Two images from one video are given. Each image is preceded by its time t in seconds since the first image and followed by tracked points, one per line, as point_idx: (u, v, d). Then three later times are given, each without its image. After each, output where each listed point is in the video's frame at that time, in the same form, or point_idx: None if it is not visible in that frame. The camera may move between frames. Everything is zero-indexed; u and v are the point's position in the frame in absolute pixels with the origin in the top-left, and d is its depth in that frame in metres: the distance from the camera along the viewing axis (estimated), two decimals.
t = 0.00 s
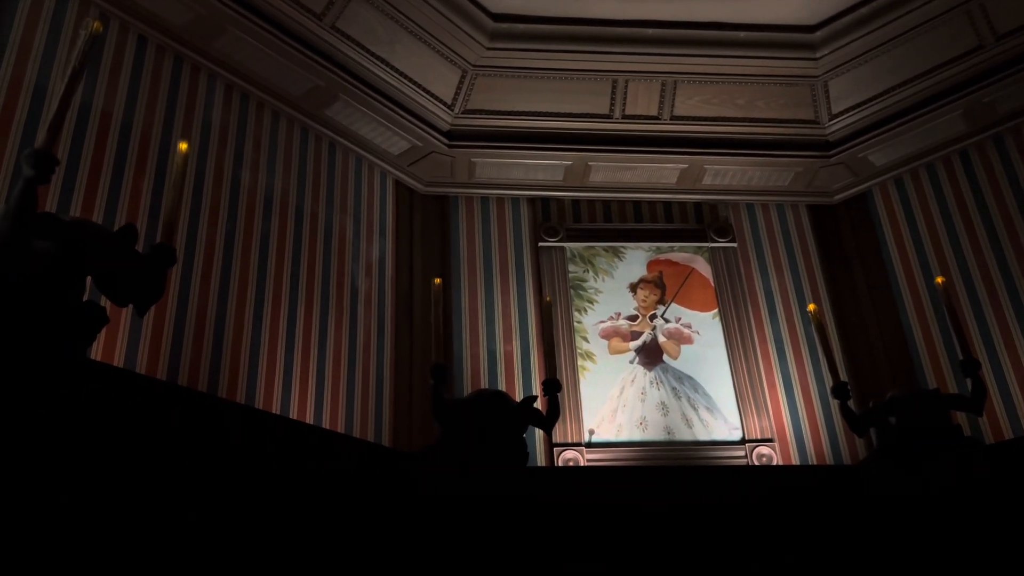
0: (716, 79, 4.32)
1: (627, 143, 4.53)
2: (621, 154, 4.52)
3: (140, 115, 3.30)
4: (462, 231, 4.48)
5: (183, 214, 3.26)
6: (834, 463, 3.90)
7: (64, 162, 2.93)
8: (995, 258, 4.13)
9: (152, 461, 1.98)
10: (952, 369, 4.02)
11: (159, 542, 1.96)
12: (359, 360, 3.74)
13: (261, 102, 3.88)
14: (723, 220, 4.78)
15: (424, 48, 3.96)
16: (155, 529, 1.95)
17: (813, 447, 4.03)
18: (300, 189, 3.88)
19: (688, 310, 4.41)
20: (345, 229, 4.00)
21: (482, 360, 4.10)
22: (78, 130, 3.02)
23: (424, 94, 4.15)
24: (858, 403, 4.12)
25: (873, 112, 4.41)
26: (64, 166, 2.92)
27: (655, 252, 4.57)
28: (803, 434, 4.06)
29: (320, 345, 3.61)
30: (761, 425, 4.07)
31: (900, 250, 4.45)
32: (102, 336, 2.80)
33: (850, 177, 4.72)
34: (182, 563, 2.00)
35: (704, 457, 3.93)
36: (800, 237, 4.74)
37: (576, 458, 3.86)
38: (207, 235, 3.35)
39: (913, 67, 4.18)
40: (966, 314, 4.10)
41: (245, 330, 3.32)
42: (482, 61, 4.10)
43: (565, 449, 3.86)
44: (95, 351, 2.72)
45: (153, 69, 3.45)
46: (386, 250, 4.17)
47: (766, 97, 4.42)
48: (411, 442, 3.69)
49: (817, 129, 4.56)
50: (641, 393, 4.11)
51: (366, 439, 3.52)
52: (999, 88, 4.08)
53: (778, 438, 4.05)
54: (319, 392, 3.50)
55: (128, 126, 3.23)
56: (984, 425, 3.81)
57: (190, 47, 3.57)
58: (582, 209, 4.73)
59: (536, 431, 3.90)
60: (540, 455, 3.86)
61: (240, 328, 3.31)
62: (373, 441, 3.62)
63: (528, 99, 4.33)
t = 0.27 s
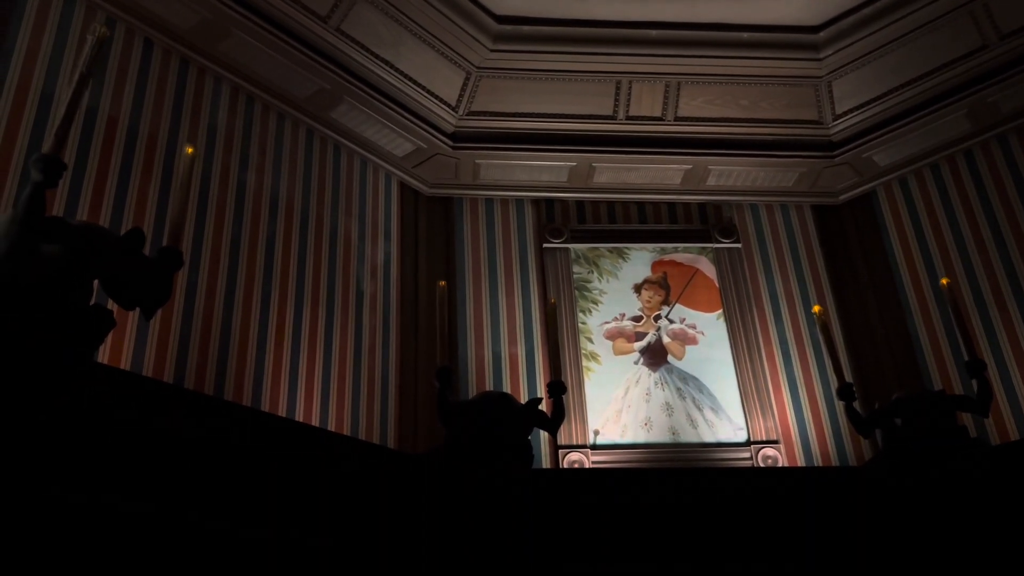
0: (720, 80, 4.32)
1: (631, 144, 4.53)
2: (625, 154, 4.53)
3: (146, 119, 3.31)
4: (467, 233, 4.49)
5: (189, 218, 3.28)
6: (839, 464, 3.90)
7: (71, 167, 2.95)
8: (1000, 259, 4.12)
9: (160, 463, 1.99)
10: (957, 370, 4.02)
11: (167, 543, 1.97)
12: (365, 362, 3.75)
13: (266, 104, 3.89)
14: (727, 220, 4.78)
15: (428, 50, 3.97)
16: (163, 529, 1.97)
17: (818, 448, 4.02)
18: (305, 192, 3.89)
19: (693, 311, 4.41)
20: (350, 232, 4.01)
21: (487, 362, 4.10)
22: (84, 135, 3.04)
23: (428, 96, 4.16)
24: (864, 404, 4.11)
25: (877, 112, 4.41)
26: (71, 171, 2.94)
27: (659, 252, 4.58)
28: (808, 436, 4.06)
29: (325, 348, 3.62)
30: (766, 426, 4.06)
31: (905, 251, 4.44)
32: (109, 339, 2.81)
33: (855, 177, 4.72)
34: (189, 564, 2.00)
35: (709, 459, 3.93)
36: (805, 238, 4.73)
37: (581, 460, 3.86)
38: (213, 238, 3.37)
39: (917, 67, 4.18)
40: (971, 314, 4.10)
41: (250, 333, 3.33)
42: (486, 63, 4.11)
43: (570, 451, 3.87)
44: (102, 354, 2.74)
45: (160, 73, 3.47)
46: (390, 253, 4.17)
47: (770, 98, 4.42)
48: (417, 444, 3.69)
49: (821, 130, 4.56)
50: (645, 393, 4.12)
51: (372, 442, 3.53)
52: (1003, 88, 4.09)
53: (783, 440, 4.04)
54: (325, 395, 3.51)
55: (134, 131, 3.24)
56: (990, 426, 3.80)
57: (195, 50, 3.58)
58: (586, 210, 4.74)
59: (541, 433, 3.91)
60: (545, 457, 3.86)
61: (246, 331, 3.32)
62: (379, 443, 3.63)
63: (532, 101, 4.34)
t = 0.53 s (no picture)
0: (720, 80, 4.32)
1: (631, 144, 4.53)
2: (625, 154, 4.53)
3: (147, 120, 3.31)
4: (467, 233, 4.49)
5: (190, 218, 3.28)
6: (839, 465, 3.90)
7: (72, 168, 2.95)
8: (1000, 260, 4.12)
9: (160, 463, 1.99)
10: (957, 370, 4.02)
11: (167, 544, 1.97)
12: (365, 362, 3.75)
13: (267, 104, 3.90)
14: (727, 220, 4.78)
15: (428, 50, 3.97)
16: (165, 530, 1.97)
17: (818, 449, 4.03)
18: (306, 192, 3.89)
19: (693, 311, 4.41)
20: (351, 233, 4.01)
21: (487, 362, 4.11)
22: (85, 136, 3.04)
23: (428, 96, 4.16)
24: (864, 405, 4.12)
25: (876, 113, 4.41)
26: (72, 171, 2.94)
27: (659, 252, 4.58)
28: (808, 436, 4.06)
29: (326, 349, 3.62)
30: (766, 427, 4.06)
31: (904, 251, 4.45)
32: (110, 340, 2.82)
33: (854, 178, 4.72)
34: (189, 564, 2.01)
35: (709, 460, 3.93)
36: (805, 238, 4.74)
37: (581, 461, 3.87)
38: (213, 238, 3.37)
39: (916, 67, 4.18)
40: (971, 315, 4.10)
41: (251, 334, 3.33)
42: (486, 63, 4.11)
43: (571, 452, 3.87)
44: (102, 355, 2.74)
45: (160, 73, 3.47)
46: (391, 253, 4.17)
47: (769, 98, 4.42)
48: (417, 445, 3.70)
49: (821, 129, 4.56)
50: (645, 393, 4.12)
51: (372, 442, 3.53)
52: (1002, 88, 4.09)
53: (783, 440, 4.05)
54: (325, 396, 3.51)
55: (134, 132, 3.24)
56: (989, 426, 3.80)
57: (196, 49, 3.59)
58: (586, 210, 4.74)
59: (541, 434, 3.91)
60: (546, 457, 3.86)
61: (247, 332, 3.32)
62: (379, 444, 3.64)
63: (532, 101, 4.34)
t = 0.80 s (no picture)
0: (717, 80, 4.32)
1: (628, 144, 4.53)
2: (622, 154, 4.53)
3: (144, 117, 3.30)
4: (464, 233, 4.49)
5: (186, 216, 3.27)
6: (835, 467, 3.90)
7: (68, 165, 2.94)
8: (995, 262, 4.13)
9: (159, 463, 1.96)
10: (952, 372, 4.03)
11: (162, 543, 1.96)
12: (361, 361, 3.75)
13: (264, 102, 3.89)
14: (724, 221, 4.79)
15: (426, 49, 3.96)
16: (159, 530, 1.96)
17: (813, 451, 4.03)
18: (303, 191, 3.89)
19: (689, 310, 4.41)
20: (348, 233, 4.00)
21: (484, 362, 4.11)
22: (82, 132, 3.03)
23: (426, 95, 4.15)
24: (859, 406, 4.12)
25: (873, 114, 4.42)
26: (68, 168, 2.93)
27: (655, 252, 4.58)
28: (804, 437, 4.07)
29: (322, 348, 3.62)
30: (762, 429, 4.07)
31: (900, 253, 4.46)
32: (105, 337, 2.81)
33: (851, 179, 4.73)
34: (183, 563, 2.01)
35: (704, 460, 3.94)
36: (801, 239, 4.74)
37: (577, 461, 3.87)
38: (210, 237, 3.36)
39: (913, 69, 4.19)
40: (966, 317, 4.11)
41: (247, 333, 3.33)
42: (484, 62, 4.11)
43: (566, 452, 3.87)
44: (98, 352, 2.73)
45: (158, 70, 3.46)
46: (388, 253, 4.17)
47: (766, 98, 4.43)
48: (413, 444, 3.70)
49: (817, 130, 4.57)
50: (641, 392, 4.12)
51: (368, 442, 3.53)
52: (998, 90, 4.10)
53: (778, 441, 4.05)
54: (321, 394, 3.51)
55: (131, 129, 3.23)
56: (984, 428, 3.81)
57: (194, 46, 3.58)
58: (583, 209, 4.74)
59: (537, 434, 3.91)
60: (541, 457, 3.86)
61: (243, 330, 3.32)
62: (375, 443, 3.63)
63: (529, 100, 4.34)
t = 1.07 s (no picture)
0: (710, 81, 4.33)
1: (621, 143, 4.54)
2: (615, 154, 4.53)
3: (136, 113, 3.28)
4: (456, 232, 4.49)
5: (177, 213, 3.25)
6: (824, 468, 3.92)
7: (58, 160, 2.92)
8: (985, 265, 4.15)
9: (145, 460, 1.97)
10: (942, 374, 4.06)
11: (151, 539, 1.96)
12: (353, 360, 3.74)
13: (258, 98, 3.87)
14: (715, 221, 4.80)
15: (420, 47, 3.95)
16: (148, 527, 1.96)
17: (803, 451, 4.05)
18: (296, 189, 3.87)
19: (681, 310, 4.42)
20: (340, 231, 3.99)
21: (475, 361, 4.10)
22: (73, 128, 3.01)
23: (419, 92, 4.15)
24: (849, 408, 4.14)
25: (864, 116, 4.44)
26: (59, 163, 2.90)
27: (647, 252, 4.59)
28: (794, 439, 4.08)
29: (313, 347, 3.61)
30: (752, 430, 4.08)
31: (891, 256, 4.48)
32: (95, 333, 2.79)
33: (842, 180, 4.75)
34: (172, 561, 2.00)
35: (694, 461, 3.95)
36: (792, 241, 4.76)
37: (567, 461, 3.87)
38: (201, 234, 3.34)
39: (904, 72, 4.21)
40: (956, 320, 4.13)
41: (238, 330, 3.31)
42: (478, 61, 4.10)
43: (557, 452, 3.86)
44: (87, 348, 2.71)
45: (151, 66, 3.44)
46: (380, 252, 4.16)
47: (759, 99, 4.44)
48: (403, 443, 3.69)
49: (809, 132, 4.59)
50: (632, 391, 4.13)
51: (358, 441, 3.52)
52: (989, 94, 4.13)
53: (769, 443, 4.06)
54: (311, 393, 3.49)
55: (123, 125, 3.22)
56: (973, 431, 3.84)
57: (187, 42, 3.56)
58: (576, 208, 4.75)
59: (528, 434, 3.90)
60: (532, 457, 3.86)
61: (234, 328, 3.30)
62: (366, 442, 3.63)
63: (523, 99, 4.34)
